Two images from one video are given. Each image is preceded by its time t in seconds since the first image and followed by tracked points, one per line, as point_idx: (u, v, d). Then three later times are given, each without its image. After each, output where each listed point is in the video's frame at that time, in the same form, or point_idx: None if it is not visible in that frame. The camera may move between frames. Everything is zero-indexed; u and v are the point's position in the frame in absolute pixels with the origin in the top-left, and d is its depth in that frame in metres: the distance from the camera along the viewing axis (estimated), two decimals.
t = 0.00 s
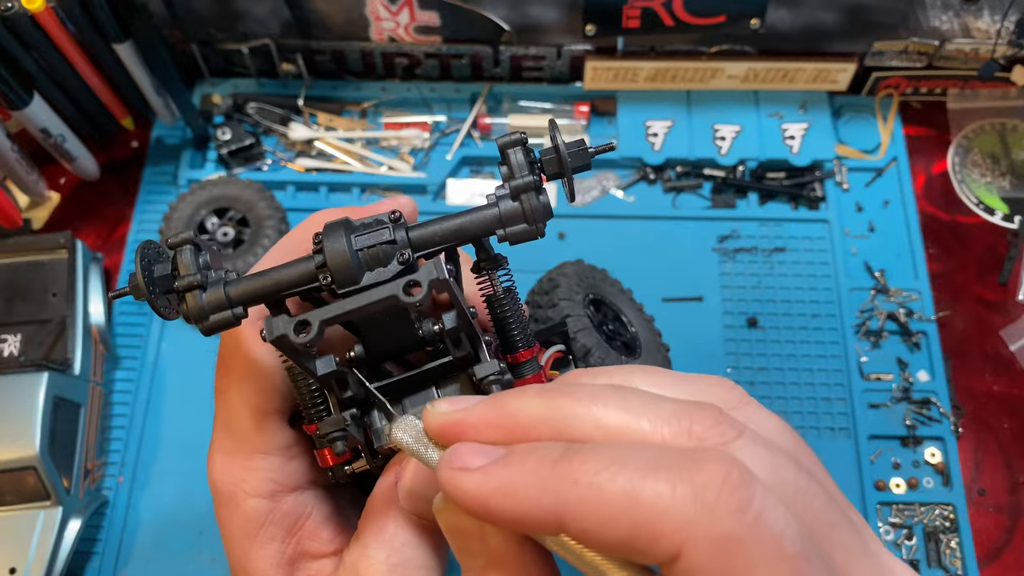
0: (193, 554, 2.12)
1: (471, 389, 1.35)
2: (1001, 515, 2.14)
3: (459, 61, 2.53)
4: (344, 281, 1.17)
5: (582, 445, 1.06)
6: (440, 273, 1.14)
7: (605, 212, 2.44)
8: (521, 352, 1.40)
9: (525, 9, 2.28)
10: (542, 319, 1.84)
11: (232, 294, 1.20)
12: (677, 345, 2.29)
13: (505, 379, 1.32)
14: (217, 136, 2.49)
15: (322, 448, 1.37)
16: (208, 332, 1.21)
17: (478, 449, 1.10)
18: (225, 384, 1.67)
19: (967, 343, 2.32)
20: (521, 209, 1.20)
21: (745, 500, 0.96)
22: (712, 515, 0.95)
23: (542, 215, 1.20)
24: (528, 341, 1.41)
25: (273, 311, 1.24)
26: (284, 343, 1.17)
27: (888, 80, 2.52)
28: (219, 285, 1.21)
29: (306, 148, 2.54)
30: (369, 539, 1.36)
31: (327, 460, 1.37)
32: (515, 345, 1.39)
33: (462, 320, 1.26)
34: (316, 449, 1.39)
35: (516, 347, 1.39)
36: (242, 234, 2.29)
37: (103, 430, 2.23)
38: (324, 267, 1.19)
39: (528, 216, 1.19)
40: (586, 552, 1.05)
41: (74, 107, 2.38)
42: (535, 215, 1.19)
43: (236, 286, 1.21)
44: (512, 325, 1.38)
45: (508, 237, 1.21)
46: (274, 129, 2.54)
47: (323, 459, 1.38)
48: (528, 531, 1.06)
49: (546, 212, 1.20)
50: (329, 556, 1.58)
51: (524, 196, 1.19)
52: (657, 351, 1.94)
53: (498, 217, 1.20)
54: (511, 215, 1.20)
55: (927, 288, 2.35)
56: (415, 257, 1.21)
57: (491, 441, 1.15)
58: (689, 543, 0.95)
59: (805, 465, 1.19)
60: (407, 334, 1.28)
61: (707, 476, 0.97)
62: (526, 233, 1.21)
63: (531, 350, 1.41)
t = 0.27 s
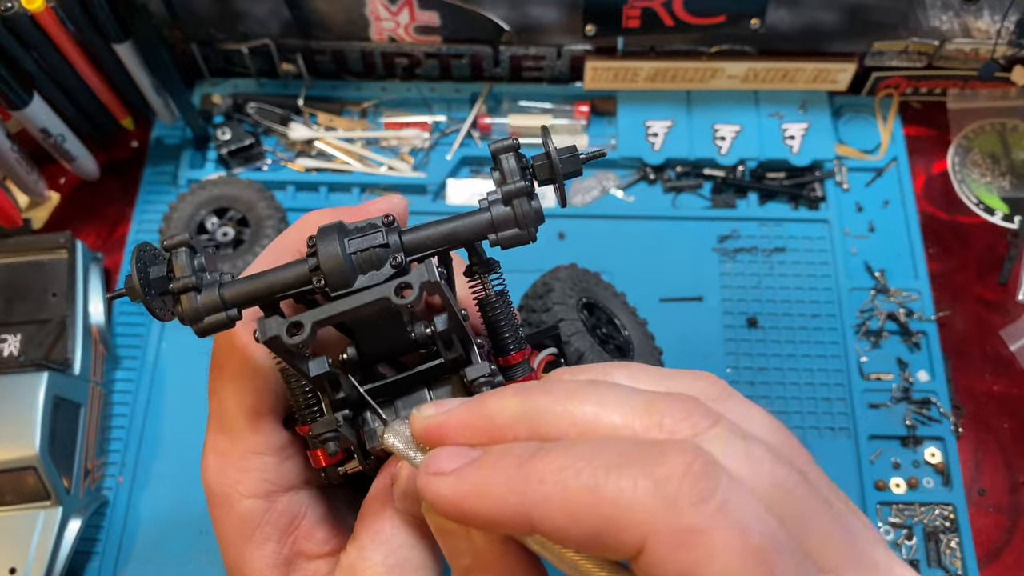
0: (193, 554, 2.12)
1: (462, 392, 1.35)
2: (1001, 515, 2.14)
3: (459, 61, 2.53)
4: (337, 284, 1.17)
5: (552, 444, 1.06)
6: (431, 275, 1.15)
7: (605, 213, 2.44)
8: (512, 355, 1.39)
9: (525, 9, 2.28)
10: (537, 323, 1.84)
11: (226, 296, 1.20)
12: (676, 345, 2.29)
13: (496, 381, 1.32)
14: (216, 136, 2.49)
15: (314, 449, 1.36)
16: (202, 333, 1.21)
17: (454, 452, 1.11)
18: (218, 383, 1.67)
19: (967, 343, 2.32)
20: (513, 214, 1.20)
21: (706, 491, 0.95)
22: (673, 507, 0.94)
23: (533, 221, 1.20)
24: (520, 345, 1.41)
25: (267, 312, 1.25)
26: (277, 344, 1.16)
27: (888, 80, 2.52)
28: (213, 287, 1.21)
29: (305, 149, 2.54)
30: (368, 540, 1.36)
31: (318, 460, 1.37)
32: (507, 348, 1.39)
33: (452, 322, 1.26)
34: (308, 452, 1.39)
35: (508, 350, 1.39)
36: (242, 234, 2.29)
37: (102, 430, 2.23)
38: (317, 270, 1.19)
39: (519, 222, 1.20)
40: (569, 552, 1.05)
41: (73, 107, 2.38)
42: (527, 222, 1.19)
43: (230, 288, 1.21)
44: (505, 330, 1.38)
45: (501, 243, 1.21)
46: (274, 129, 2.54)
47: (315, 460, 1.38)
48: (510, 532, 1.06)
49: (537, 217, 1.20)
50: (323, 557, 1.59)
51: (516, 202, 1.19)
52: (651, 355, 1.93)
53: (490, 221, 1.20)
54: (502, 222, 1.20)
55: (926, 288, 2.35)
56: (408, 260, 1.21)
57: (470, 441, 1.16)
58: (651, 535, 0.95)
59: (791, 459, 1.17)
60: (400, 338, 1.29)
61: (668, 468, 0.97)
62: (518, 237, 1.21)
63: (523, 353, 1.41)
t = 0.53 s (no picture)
0: (192, 555, 2.12)
1: (462, 387, 1.37)
2: (1001, 515, 2.14)
3: (459, 61, 2.53)
4: (335, 283, 1.17)
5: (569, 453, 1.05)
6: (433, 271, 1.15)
7: (606, 212, 2.44)
8: (512, 352, 1.39)
9: (525, 9, 2.28)
10: (531, 318, 1.83)
11: (220, 297, 1.20)
12: (676, 344, 2.29)
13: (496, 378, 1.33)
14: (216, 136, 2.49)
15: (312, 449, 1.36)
16: (195, 335, 1.20)
17: (454, 452, 1.11)
18: (209, 383, 1.67)
19: (967, 343, 2.32)
20: (514, 209, 1.20)
21: (731, 521, 0.93)
22: (696, 535, 0.92)
23: (534, 217, 1.20)
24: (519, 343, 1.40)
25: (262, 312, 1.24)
26: (276, 340, 1.16)
27: (888, 80, 2.53)
28: (206, 288, 1.21)
29: (306, 148, 2.54)
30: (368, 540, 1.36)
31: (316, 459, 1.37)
32: (506, 344, 1.38)
33: (454, 319, 1.27)
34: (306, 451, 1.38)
35: (507, 347, 1.39)
36: (242, 234, 2.29)
37: (102, 429, 2.23)
38: (315, 269, 1.20)
39: (521, 218, 1.20)
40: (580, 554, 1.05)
41: (73, 107, 2.38)
42: (528, 218, 1.20)
43: (224, 288, 1.21)
44: (503, 326, 1.37)
45: (501, 239, 1.22)
46: (274, 129, 2.54)
47: (314, 459, 1.38)
48: (521, 541, 1.06)
49: (538, 211, 1.20)
50: (315, 557, 1.58)
51: (517, 197, 1.20)
52: (641, 349, 1.97)
53: (490, 217, 1.21)
54: (504, 219, 1.21)
55: (926, 288, 2.35)
56: (406, 258, 1.21)
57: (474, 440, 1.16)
58: (673, 561, 0.92)
59: (803, 478, 1.16)
60: (399, 336, 1.27)
61: (694, 497, 0.94)
62: (519, 234, 1.21)
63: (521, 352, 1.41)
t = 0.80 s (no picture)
0: (193, 555, 2.12)
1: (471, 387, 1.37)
2: (1001, 515, 2.14)
3: (459, 61, 2.53)
4: (346, 290, 1.17)
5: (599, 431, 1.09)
6: (449, 278, 1.16)
7: (606, 213, 2.44)
8: (520, 352, 1.39)
9: (525, 9, 2.28)
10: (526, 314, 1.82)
11: (228, 305, 1.20)
12: (676, 345, 2.29)
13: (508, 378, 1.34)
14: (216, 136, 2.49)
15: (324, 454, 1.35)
16: (204, 345, 1.20)
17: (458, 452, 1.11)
18: (214, 390, 1.68)
19: (967, 343, 2.32)
20: (521, 211, 1.20)
21: (769, 489, 1.01)
22: (742, 496, 0.99)
23: (541, 217, 1.20)
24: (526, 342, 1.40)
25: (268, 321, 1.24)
26: (290, 350, 1.16)
27: (888, 80, 2.53)
28: (214, 297, 1.21)
29: (305, 148, 2.54)
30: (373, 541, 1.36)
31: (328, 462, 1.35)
32: (514, 344, 1.38)
33: (466, 321, 1.26)
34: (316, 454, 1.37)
35: (515, 347, 1.39)
36: (242, 234, 2.29)
37: (102, 429, 2.23)
38: (323, 276, 1.19)
39: (528, 219, 1.20)
40: (604, 532, 1.06)
41: (73, 108, 2.38)
42: (536, 219, 1.20)
43: (231, 297, 1.21)
44: (511, 327, 1.36)
45: (509, 240, 1.22)
46: (274, 129, 2.54)
47: (325, 462, 1.36)
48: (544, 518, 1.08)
49: (545, 213, 1.20)
50: (323, 559, 1.59)
51: (524, 199, 1.20)
52: (634, 339, 1.98)
53: (497, 219, 1.21)
54: (512, 220, 1.21)
55: (927, 288, 2.35)
56: (415, 262, 1.22)
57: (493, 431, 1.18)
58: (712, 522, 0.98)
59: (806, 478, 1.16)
60: (407, 339, 1.26)
61: (736, 461, 1.02)
62: (526, 235, 1.21)
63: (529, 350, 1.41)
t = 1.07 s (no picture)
0: (193, 555, 2.12)
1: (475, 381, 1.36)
2: (1001, 515, 2.14)
3: (459, 61, 2.53)
4: (354, 287, 1.17)
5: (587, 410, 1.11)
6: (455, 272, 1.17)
7: (606, 213, 2.44)
8: (522, 348, 1.39)
9: (525, 9, 2.28)
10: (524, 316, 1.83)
11: (239, 302, 1.21)
12: (676, 345, 2.29)
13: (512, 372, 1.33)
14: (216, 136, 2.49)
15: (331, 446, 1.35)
16: (216, 340, 1.21)
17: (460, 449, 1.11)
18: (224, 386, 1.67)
19: (967, 343, 2.32)
20: (525, 211, 1.21)
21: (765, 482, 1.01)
22: (730, 466, 1.01)
23: (544, 216, 1.21)
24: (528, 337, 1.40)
25: (279, 316, 1.24)
26: (302, 343, 1.16)
27: (888, 80, 2.53)
28: (226, 292, 1.21)
29: (305, 148, 2.54)
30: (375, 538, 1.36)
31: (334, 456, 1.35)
32: (516, 340, 1.38)
33: (471, 317, 1.26)
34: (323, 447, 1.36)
35: (517, 343, 1.39)
36: (242, 234, 2.30)
37: (102, 429, 2.23)
38: (333, 272, 1.19)
39: (532, 218, 1.20)
40: (603, 508, 1.08)
41: (73, 107, 2.38)
42: (539, 218, 1.20)
43: (243, 293, 1.21)
44: (513, 324, 1.36)
45: (514, 239, 1.22)
46: (274, 129, 2.54)
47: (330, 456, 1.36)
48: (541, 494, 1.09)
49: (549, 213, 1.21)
50: (332, 553, 1.60)
51: (528, 199, 1.20)
52: (633, 343, 1.95)
53: (502, 219, 1.21)
54: (516, 219, 1.21)
55: (926, 288, 2.35)
56: (422, 260, 1.22)
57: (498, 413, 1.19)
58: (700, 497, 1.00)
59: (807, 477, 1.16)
60: (412, 335, 1.26)
61: (723, 432, 1.04)
62: (530, 234, 1.22)
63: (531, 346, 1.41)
